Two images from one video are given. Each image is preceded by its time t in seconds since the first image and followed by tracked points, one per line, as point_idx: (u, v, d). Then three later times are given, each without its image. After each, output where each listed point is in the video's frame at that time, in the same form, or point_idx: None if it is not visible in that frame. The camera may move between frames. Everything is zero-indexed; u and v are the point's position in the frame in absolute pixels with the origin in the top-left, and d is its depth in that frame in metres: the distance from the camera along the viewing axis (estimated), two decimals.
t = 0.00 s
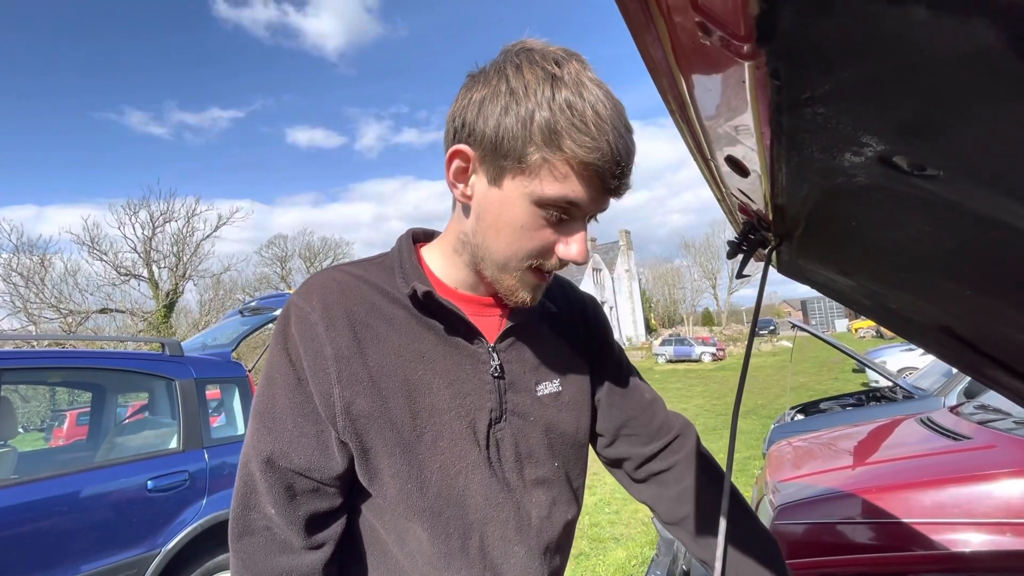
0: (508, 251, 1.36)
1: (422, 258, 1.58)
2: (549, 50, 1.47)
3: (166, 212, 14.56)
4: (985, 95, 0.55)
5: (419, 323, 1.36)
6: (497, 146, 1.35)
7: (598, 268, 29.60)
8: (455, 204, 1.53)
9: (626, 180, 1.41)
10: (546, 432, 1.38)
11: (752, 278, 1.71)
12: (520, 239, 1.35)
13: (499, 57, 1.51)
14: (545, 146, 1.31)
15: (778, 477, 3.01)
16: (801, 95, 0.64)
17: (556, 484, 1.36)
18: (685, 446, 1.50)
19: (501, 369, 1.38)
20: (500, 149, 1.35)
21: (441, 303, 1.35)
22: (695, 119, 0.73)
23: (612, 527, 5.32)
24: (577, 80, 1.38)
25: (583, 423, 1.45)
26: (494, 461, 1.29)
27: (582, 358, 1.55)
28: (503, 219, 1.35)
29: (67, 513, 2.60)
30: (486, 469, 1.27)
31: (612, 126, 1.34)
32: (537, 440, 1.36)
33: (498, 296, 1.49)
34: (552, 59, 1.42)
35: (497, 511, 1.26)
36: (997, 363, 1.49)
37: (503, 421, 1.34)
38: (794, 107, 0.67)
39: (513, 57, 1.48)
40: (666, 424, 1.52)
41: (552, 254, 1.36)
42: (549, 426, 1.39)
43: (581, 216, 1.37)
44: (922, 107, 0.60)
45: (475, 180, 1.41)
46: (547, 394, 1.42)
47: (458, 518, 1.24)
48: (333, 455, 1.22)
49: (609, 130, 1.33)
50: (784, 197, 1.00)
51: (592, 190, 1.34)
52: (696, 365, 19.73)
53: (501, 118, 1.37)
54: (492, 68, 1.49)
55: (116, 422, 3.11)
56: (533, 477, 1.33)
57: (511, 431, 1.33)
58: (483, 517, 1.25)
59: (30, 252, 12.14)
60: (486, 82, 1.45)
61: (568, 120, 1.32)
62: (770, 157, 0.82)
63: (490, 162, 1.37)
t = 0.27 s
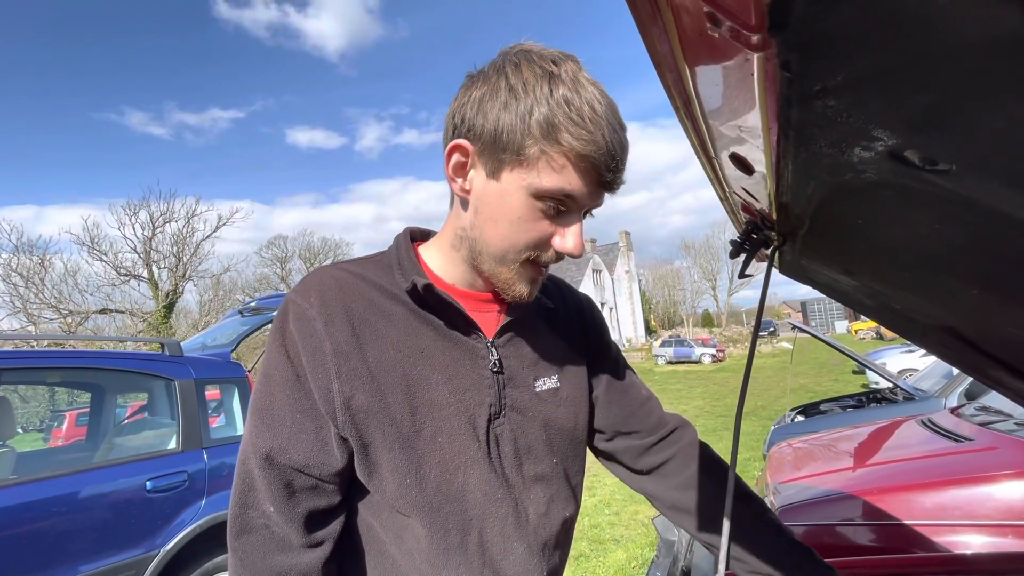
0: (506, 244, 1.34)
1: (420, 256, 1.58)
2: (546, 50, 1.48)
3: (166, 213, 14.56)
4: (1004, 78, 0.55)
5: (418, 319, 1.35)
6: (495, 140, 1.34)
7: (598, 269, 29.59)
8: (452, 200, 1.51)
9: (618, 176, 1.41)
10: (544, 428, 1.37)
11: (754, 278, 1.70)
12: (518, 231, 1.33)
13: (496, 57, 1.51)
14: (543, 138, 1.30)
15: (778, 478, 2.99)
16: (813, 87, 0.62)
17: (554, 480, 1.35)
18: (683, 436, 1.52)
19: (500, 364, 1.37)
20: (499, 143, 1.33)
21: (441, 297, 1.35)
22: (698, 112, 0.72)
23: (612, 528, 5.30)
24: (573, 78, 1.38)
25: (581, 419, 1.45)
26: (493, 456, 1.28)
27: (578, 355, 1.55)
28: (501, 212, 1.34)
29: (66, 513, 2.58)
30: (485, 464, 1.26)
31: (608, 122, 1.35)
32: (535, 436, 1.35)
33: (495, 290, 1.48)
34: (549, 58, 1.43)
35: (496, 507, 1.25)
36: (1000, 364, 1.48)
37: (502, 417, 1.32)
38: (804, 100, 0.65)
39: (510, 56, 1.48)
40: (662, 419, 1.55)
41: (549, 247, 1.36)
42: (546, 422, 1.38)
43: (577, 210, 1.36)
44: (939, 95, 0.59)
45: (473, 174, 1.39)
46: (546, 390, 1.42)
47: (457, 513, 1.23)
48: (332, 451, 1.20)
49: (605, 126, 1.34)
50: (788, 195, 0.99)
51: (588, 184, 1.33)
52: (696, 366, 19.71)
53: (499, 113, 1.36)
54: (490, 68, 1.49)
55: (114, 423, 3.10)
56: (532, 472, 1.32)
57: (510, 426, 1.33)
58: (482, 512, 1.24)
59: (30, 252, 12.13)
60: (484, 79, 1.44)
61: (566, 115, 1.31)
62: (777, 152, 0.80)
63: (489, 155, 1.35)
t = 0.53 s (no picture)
0: (509, 242, 1.31)
1: (422, 256, 1.55)
2: (551, 51, 1.47)
3: (166, 212, 14.54)
4: None
5: (421, 318, 1.32)
6: (499, 138, 1.32)
7: (598, 270, 29.58)
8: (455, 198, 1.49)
9: (621, 177, 1.39)
10: (548, 427, 1.35)
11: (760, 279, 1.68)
12: (521, 229, 1.30)
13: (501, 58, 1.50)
14: (547, 136, 1.28)
15: (781, 481, 2.97)
16: (842, 84, 0.60)
17: (558, 481, 1.33)
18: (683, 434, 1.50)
19: (505, 362, 1.34)
20: (503, 140, 1.31)
21: (444, 294, 1.32)
22: (714, 108, 0.70)
23: (614, 530, 5.28)
24: (579, 78, 1.36)
25: (584, 416, 1.42)
26: (499, 457, 1.25)
27: (579, 352, 1.52)
28: (503, 209, 1.31)
29: (64, 515, 2.55)
30: (491, 465, 1.23)
31: (613, 121, 1.33)
32: (539, 435, 1.32)
33: (498, 289, 1.46)
34: (555, 58, 1.41)
35: (502, 509, 1.21)
36: (1008, 367, 1.45)
37: (508, 416, 1.29)
38: (829, 99, 0.63)
39: (516, 56, 1.46)
40: (664, 415, 1.52)
41: (551, 246, 1.33)
42: (550, 420, 1.35)
43: (580, 209, 1.34)
44: (978, 93, 0.57)
45: (477, 172, 1.37)
46: (548, 387, 1.39)
47: (462, 515, 1.20)
48: (336, 454, 1.17)
49: (610, 125, 1.32)
50: (802, 196, 0.96)
51: (592, 183, 1.31)
52: (696, 367, 19.68)
53: (503, 111, 1.34)
54: (495, 68, 1.47)
55: (113, 423, 3.10)
56: (538, 473, 1.29)
57: (515, 426, 1.30)
58: (488, 515, 1.21)
59: (29, 251, 12.10)
60: (489, 78, 1.42)
61: (571, 112, 1.29)
62: (794, 154, 0.78)
63: (494, 153, 1.33)
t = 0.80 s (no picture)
0: (499, 225, 1.28)
1: (426, 258, 1.53)
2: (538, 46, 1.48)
3: (166, 212, 14.53)
4: None
5: (425, 320, 1.31)
6: (486, 126, 1.32)
7: (598, 271, 29.57)
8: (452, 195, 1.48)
9: (615, 159, 1.36)
10: (551, 431, 1.34)
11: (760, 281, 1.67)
12: (509, 211, 1.27)
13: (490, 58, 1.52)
14: (532, 118, 1.27)
15: (781, 483, 2.96)
16: (853, 83, 0.59)
17: (561, 485, 1.33)
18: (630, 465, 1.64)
19: (508, 365, 1.34)
20: (490, 126, 1.31)
21: (449, 296, 1.31)
22: (719, 110, 0.69)
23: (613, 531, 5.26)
24: (565, 65, 1.36)
25: (585, 421, 1.42)
26: (503, 461, 1.24)
27: (577, 356, 1.53)
28: (493, 192, 1.29)
29: (62, 515, 2.54)
30: (495, 469, 1.22)
31: (599, 102, 1.31)
32: (543, 438, 1.31)
33: (497, 286, 1.43)
34: (541, 50, 1.42)
35: (506, 513, 1.21)
36: (1009, 370, 1.44)
37: (511, 419, 1.29)
38: (840, 98, 0.62)
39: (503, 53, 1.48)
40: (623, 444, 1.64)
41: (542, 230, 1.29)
42: (553, 425, 1.34)
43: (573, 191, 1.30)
44: (993, 95, 0.56)
45: (466, 162, 1.36)
46: (552, 391, 1.38)
47: (465, 519, 1.19)
48: (337, 459, 1.16)
49: (596, 105, 1.30)
50: (806, 198, 0.95)
51: (581, 162, 1.28)
52: (696, 368, 19.67)
53: (489, 99, 1.34)
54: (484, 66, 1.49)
55: (111, 423, 3.10)
56: (541, 477, 1.29)
57: (518, 429, 1.29)
58: (492, 519, 1.20)
59: (29, 250, 12.09)
60: (478, 73, 1.43)
61: (555, 94, 1.29)
62: (799, 156, 0.77)
63: (482, 139, 1.32)
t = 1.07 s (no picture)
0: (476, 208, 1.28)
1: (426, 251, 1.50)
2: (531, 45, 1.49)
3: (166, 211, 14.53)
4: None
5: (430, 312, 1.31)
6: (468, 116, 1.34)
7: (598, 271, 29.57)
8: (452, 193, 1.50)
9: (597, 142, 1.33)
10: (549, 425, 1.35)
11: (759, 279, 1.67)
12: (484, 195, 1.27)
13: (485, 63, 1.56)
14: (507, 103, 1.28)
15: (778, 482, 2.96)
16: (851, 70, 0.59)
17: (558, 478, 1.35)
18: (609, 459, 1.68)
19: (510, 357, 1.35)
20: (471, 117, 1.33)
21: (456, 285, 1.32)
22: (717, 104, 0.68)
23: (612, 531, 5.26)
24: (547, 56, 1.38)
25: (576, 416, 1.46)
26: (504, 450, 1.24)
27: (572, 353, 1.55)
28: (470, 177, 1.29)
29: (60, 512, 2.54)
30: (496, 458, 1.22)
31: (575, 88, 1.31)
32: (542, 431, 1.33)
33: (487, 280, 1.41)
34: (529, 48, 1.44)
35: (506, 503, 1.21)
36: (1007, 368, 1.45)
37: (512, 411, 1.30)
38: (837, 87, 0.62)
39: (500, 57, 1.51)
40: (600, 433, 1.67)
41: (515, 213, 1.26)
42: (550, 418, 1.36)
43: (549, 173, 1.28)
44: (991, 78, 0.57)
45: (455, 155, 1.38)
46: (550, 385, 1.40)
47: (466, 508, 1.19)
48: (343, 445, 1.15)
49: (571, 91, 1.30)
50: (806, 192, 0.95)
51: (556, 143, 1.27)
52: (695, 369, 19.67)
53: (473, 92, 1.37)
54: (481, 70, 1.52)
55: (110, 422, 3.09)
56: (540, 469, 1.30)
57: (519, 420, 1.30)
58: (493, 508, 1.20)
59: (28, 249, 12.07)
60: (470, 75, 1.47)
61: (531, 82, 1.30)
62: (797, 148, 0.77)
63: (465, 130, 1.35)
